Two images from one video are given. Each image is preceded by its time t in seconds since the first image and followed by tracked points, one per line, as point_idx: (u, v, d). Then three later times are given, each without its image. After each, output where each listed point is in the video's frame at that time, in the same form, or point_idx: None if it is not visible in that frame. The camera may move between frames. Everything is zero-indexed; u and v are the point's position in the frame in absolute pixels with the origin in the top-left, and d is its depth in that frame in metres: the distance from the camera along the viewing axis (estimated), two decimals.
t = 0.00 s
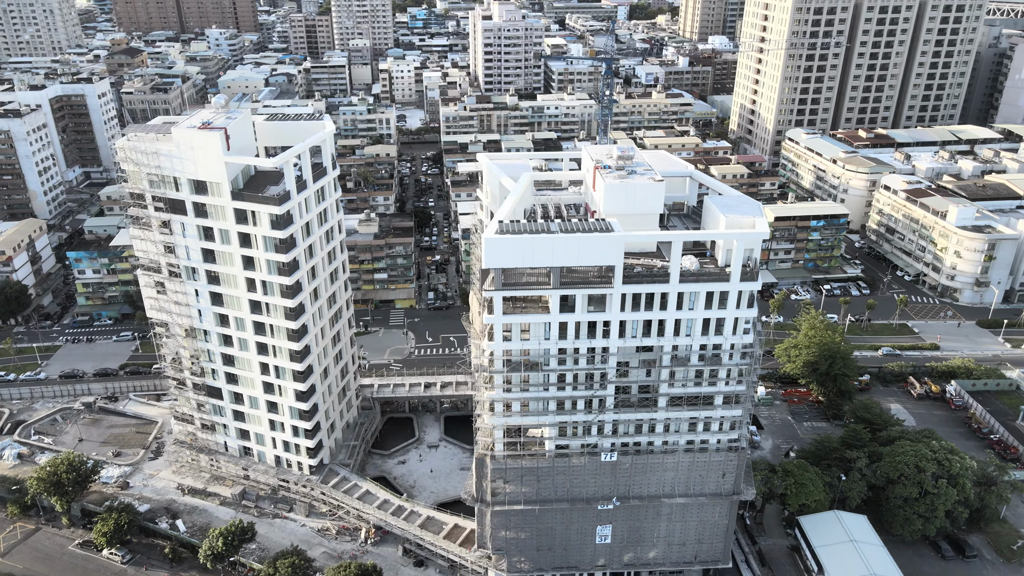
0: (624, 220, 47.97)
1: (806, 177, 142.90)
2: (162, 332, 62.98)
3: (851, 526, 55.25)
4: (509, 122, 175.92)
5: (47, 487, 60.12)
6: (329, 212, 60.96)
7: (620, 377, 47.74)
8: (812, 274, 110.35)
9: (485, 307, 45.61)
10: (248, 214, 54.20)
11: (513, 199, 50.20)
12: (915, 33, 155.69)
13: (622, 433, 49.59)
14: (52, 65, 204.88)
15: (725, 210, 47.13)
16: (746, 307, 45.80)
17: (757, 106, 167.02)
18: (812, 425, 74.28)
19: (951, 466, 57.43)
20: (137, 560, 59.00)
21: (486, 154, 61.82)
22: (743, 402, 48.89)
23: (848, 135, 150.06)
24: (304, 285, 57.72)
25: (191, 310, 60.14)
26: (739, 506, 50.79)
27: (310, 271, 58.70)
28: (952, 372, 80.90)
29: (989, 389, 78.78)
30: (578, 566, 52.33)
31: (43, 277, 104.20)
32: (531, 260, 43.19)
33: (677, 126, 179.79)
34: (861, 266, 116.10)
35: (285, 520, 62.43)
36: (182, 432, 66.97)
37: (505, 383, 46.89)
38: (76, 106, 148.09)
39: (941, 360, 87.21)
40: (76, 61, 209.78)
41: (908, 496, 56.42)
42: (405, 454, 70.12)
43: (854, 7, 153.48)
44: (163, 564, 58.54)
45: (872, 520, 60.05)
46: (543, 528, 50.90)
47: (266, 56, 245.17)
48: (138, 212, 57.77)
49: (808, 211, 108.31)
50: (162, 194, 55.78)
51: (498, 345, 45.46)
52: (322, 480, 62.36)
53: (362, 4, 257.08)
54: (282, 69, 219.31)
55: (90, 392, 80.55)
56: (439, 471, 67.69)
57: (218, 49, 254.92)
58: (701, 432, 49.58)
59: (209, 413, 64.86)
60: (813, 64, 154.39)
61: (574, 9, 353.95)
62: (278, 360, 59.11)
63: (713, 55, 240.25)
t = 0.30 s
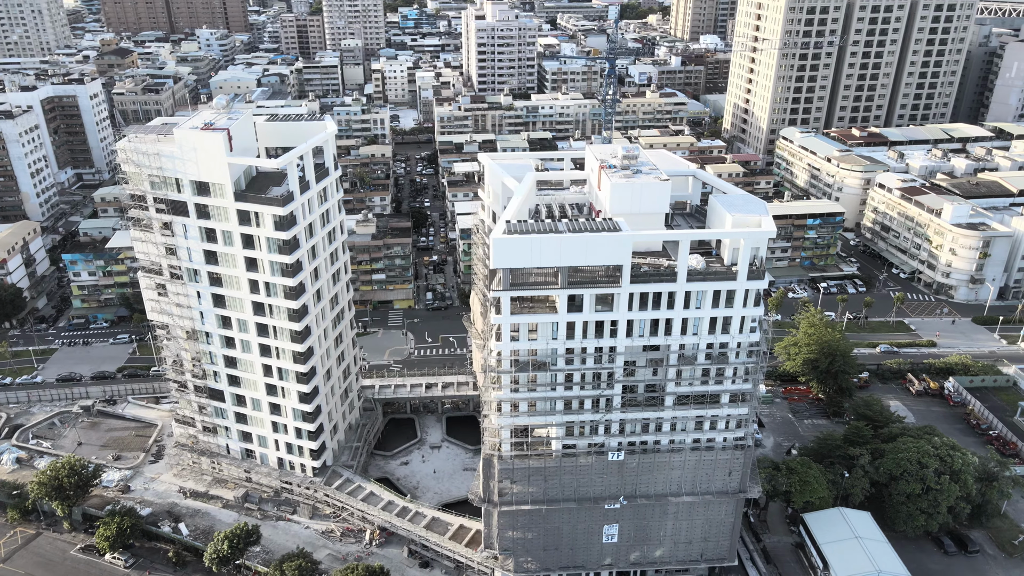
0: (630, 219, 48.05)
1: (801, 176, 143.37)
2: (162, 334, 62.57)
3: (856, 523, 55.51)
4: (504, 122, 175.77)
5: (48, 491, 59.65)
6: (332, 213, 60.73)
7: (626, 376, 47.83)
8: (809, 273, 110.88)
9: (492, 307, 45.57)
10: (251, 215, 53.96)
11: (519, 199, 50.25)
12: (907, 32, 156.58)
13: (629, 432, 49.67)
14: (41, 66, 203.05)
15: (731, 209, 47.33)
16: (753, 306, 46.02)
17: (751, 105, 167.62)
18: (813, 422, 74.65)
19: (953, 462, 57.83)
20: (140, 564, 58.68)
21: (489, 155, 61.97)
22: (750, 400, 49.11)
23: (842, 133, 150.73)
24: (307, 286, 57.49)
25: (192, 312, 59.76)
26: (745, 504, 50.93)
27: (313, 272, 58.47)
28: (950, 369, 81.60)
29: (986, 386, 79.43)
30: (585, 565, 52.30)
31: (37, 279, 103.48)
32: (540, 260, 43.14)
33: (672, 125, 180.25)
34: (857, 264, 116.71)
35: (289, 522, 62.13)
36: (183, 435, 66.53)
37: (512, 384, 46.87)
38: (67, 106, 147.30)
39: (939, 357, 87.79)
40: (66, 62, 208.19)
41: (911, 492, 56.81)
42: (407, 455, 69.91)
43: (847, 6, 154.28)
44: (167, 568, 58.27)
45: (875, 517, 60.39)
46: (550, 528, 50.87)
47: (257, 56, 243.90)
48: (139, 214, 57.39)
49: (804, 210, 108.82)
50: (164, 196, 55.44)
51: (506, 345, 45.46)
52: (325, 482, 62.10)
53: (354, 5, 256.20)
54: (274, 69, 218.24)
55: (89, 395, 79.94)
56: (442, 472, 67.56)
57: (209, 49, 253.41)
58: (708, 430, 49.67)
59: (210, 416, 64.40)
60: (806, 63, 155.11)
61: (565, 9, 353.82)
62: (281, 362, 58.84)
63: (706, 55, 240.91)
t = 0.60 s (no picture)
0: (636, 219, 48.18)
1: (795, 175, 144.00)
2: (163, 337, 62.14)
3: (860, 520, 55.80)
4: (498, 122, 175.62)
5: (49, 496, 59.17)
6: (334, 214, 60.56)
7: (633, 376, 47.95)
8: (805, 271, 111.36)
9: (500, 308, 45.58)
10: (254, 217, 53.69)
11: (524, 200, 50.35)
12: (898, 32, 157.58)
13: (635, 431, 49.75)
14: (30, 67, 201.28)
15: (737, 208, 47.53)
16: (759, 305, 46.26)
17: (744, 104, 168.24)
18: (814, 420, 74.97)
19: (955, 458, 58.23)
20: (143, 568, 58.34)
21: (492, 155, 62.11)
22: (756, 399, 49.33)
23: (835, 132, 151.48)
24: (310, 288, 57.29)
25: (194, 314, 59.38)
26: (751, 502, 51.10)
27: (316, 273, 58.26)
28: (948, 366, 82.17)
29: (984, 382, 80.07)
30: (592, 565, 52.33)
31: (31, 282, 102.77)
32: (547, 260, 43.13)
33: (666, 125, 180.73)
34: (852, 262, 117.37)
35: (293, 525, 61.85)
36: (184, 438, 66.08)
37: (520, 384, 46.89)
38: (59, 108, 146.05)
39: (936, 354, 88.42)
40: (55, 63, 206.54)
41: (913, 489, 57.23)
42: (410, 456, 69.77)
43: (839, 6, 155.02)
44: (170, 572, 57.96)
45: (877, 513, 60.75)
46: (557, 528, 50.86)
47: (248, 57, 242.62)
48: (140, 216, 56.94)
49: (801, 208, 109.48)
50: (165, 197, 55.04)
51: (513, 346, 45.49)
52: (329, 484, 61.86)
53: (346, 5, 255.31)
54: (266, 70, 217.22)
55: (87, 399, 79.38)
56: (445, 473, 67.47)
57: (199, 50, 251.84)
58: (714, 429, 49.81)
59: (211, 419, 63.95)
60: (799, 62, 155.79)
61: (557, 10, 353.76)
62: (285, 364, 58.61)
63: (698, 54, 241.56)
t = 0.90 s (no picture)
0: (642, 219, 48.25)
1: (790, 174, 144.61)
2: (164, 340, 61.74)
3: (864, 518, 56.13)
4: (493, 121, 175.39)
5: (50, 501, 58.66)
6: (337, 215, 60.34)
7: (640, 375, 48.05)
8: (802, 269, 111.78)
9: (507, 309, 45.63)
10: (257, 218, 53.41)
11: (530, 200, 50.39)
12: (890, 31, 158.51)
13: (642, 430, 49.86)
14: (18, 68, 199.45)
15: (742, 208, 47.71)
16: (765, 303, 46.51)
17: (738, 103, 168.79)
18: (814, 418, 75.38)
19: (957, 455, 58.61)
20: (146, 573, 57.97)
21: (493, 155, 62.05)
22: (761, 398, 49.56)
23: (829, 131, 152.22)
24: (313, 289, 57.09)
25: (196, 316, 59.00)
26: (757, 500, 51.31)
27: (319, 275, 58.07)
28: (945, 362, 82.73)
29: (981, 378, 80.73)
30: (598, 565, 52.36)
31: (25, 285, 101.89)
32: (555, 260, 43.12)
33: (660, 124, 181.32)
34: (848, 260, 118.00)
35: (296, 528, 61.56)
36: (185, 442, 65.65)
37: (527, 384, 46.96)
38: (50, 109, 144.76)
39: (933, 351, 89.09)
40: (44, 64, 204.81)
41: (916, 485, 57.62)
42: (412, 457, 69.62)
43: (832, 5, 155.74)
44: None
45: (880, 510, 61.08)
46: (563, 528, 50.92)
47: (239, 57, 241.32)
48: (141, 218, 56.46)
49: (797, 207, 110.33)
50: (167, 199, 54.67)
51: (521, 346, 45.59)
52: (332, 486, 61.63)
53: (337, 5, 254.34)
54: (258, 70, 216.10)
55: (85, 403, 78.76)
56: (448, 474, 67.38)
57: (190, 50, 250.18)
58: (720, 428, 49.97)
59: (213, 422, 63.54)
60: (792, 62, 156.46)
61: (547, 9, 353.70)
62: (288, 366, 58.35)
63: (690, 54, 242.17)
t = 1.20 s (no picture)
0: (648, 218, 48.32)
1: (784, 173, 145.25)
2: (166, 342, 61.36)
3: (868, 514, 56.44)
4: (487, 122, 175.07)
5: (51, 506, 58.19)
6: (338, 216, 60.11)
7: (646, 374, 48.12)
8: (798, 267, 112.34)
9: (514, 309, 45.69)
10: (260, 220, 53.17)
11: (535, 200, 50.42)
12: (882, 31, 159.41)
13: (648, 430, 49.92)
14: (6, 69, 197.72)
15: (747, 207, 47.90)
16: (770, 302, 46.72)
17: (731, 103, 169.32)
18: (814, 415, 75.82)
19: (958, 451, 59.00)
20: None
21: (495, 155, 62.04)
22: (767, 396, 49.78)
23: (822, 130, 153.01)
24: (316, 290, 56.89)
25: (198, 319, 58.64)
26: (762, 498, 51.48)
27: (322, 276, 57.88)
28: (943, 359, 83.32)
29: (978, 374, 81.39)
30: (604, 564, 52.33)
31: (20, 288, 101.19)
32: (563, 260, 43.14)
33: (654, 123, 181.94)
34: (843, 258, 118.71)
35: (300, 530, 61.29)
36: (187, 444, 65.26)
37: (534, 384, 46.99)
38: (41, 110, 143.58)
39: (929, 348, 89.76)
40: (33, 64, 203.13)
41: (918, 481, 58.01)
42: (415, 458, 69.47)
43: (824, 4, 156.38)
44: None
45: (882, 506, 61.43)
46: (570, 527, 50.89)
47: (230, 57, 240.04)
48: (142, 220, 56.06)
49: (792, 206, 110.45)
50: (169, 201, 54.33)
51: (528, 346, 45.66)
52: (336, 488, 61.40)
53: (328, 5, 253.33)
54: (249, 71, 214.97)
55: (82, 406, 78.14)
56: (451, 474, 67.31)
57: (180, 50, 248.58)
58: (726, 426, 50.15)
59: (215, 424, 63.18)
60: (785, 61, 157.10)
61: (538, 9, 353.39)
62: (291, 368, 58.07)
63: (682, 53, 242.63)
